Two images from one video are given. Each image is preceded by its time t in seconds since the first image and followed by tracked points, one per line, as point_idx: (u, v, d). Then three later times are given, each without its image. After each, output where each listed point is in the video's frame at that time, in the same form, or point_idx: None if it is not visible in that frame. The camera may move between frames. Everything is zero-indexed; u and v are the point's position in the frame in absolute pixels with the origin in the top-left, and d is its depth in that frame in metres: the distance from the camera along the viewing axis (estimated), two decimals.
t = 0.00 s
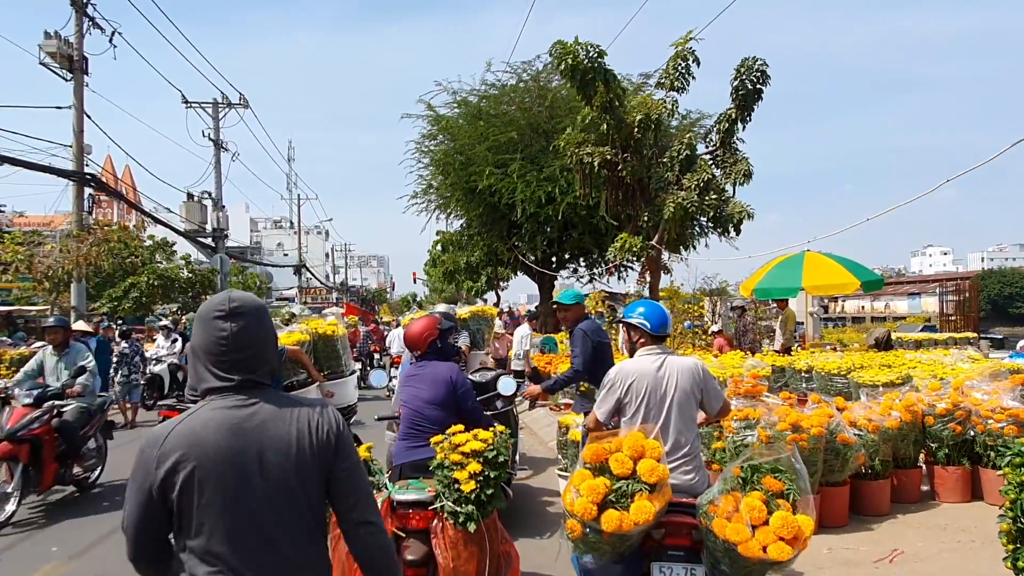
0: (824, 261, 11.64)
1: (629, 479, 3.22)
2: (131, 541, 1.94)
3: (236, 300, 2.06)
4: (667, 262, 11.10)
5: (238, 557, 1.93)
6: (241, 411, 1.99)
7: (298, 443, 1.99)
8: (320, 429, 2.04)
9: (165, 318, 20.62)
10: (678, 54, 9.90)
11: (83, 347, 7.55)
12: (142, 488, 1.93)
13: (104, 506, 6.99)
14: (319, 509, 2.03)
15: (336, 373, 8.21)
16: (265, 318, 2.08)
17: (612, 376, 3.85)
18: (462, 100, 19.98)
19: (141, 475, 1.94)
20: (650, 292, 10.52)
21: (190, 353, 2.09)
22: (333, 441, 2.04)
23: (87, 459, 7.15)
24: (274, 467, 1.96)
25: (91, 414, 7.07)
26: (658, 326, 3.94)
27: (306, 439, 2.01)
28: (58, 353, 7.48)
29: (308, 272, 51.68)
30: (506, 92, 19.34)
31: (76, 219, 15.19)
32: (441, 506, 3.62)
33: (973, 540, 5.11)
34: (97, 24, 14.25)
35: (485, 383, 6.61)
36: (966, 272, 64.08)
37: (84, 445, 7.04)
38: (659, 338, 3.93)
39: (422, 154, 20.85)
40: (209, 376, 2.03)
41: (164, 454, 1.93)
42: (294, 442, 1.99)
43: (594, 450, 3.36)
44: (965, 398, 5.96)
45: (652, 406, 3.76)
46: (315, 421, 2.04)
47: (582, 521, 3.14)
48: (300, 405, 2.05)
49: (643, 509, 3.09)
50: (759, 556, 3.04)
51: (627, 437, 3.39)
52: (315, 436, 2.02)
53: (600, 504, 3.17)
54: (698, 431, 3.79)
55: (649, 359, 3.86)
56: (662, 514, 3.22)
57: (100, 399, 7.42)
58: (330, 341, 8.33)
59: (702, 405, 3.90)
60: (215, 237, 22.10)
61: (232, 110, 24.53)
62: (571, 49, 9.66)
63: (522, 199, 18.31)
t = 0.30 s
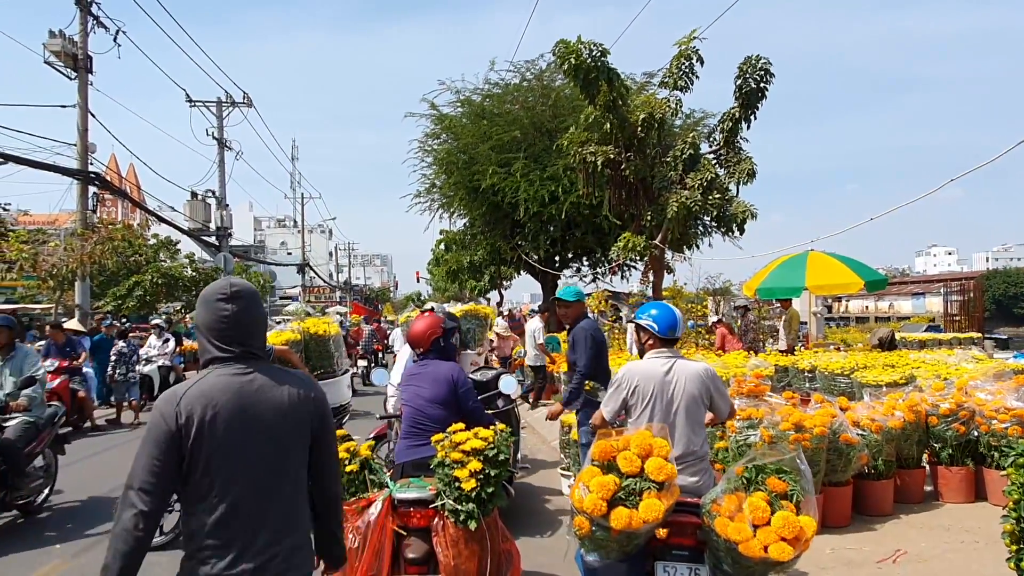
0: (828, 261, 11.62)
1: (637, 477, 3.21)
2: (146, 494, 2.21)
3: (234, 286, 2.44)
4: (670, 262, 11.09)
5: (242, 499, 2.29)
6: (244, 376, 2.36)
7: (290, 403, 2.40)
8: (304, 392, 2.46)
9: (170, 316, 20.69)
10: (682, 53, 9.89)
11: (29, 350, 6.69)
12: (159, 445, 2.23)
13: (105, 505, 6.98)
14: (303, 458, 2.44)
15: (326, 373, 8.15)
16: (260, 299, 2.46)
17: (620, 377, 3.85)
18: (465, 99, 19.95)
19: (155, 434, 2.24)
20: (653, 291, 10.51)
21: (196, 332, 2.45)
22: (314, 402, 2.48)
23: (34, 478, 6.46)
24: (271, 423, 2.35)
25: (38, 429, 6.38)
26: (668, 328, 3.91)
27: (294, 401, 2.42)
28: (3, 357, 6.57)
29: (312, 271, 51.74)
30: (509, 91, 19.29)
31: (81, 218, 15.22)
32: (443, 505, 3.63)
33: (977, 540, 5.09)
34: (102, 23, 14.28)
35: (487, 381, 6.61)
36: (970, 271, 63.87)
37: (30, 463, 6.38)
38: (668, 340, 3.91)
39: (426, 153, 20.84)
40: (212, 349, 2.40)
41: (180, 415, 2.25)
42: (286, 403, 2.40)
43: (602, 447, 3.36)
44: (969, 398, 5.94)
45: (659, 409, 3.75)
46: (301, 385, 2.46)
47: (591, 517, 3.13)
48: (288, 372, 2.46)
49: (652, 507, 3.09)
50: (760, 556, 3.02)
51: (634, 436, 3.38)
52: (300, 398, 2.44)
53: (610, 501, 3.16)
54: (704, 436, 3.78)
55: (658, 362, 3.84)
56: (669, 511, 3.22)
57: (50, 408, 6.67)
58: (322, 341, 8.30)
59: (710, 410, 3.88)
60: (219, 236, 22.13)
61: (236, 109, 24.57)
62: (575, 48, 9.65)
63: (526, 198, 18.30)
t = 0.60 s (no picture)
0: (830, 261, 11.61)
1: (642, 476, 3.21)
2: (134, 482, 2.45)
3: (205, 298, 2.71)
4: (672, 262, 11.08)
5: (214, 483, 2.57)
6: (215, 375, 2.65)
7: (254, 398, 2.70)
8: (265, 388, 2.76)
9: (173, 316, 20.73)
10: (684, 53, 9.88)
11: None
12: (144, 438, 2.47)
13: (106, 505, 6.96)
14: (265, 447, 2.74)
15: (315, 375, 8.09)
16: (229, 310, 2.75)
17: (626, 375, 3.86)
18: (467, 99, 19.94)
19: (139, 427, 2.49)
20: (655, 291, 10.50)
21: (171, 340, 2.72)
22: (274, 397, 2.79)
23: None
24: (240, 414, 2.64)
25: None
26: (674, 328, 3.90)
27: (258, 397, 2.71)
28: None
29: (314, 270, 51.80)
30: (511, 91, 19.27)
31: (84, 217, 15.23)
32: (443, 504, 3.63)
33: (979, 541, 5.09)
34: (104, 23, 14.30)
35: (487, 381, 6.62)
36: (973, 271, 63.81)
37: None
38: (675, 340, 3.89)
39: (428, 153, 20.85)
40: (185, 355, 2.66)
41: (160, 411, 2.50)
42: (251, 397, 2.70)
43: (607, 446, 3.35)
44: (972, 399, 5.94)
45: (664, 409, 3.75)
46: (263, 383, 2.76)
47: (595, 516, 3.13)
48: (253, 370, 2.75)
49: (656, 507, 3.09)
50: (773, 558, 3.03)
51: (639, 435, 3.37)
52: (264, 396, 2.74)
53: (614, 500, 3.15)
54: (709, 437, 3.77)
55: (665, 362, 3.83)
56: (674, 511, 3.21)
57: None
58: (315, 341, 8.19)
59: (716, 411, 3.87)
60: (221, 235, 22.15)
61: (238, 109, 24.59)
62: (576, 48, 9.65)
63: (528, 198, 18.31)
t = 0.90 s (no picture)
0: (832, 261, 11.60)
1: (646, 476, 3.21)
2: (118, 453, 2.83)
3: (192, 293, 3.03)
4: (675, 261, 11.07)
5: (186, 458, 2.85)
6: (191, 363, 2.91)
7: (227, 383, 2.91)
8: (243, 374, 2.95)
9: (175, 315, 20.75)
10: (687, 52, 9.87)
11: None
12: (124, 416, 2.82)
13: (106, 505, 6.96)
14: (244, 428, 2.95)
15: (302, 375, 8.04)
16: (212, 302, 3.02)
17: (629, 373, 3.86)
18: (470, 98, 19.93)
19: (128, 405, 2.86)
20: (657, 291, 10.50)
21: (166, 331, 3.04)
22: (251, 383, 2.97)
23: None
24: (212, 399, 2.88)
25: None
26: (677, 326, 3.90)
27: (235, 383, 2.93)
28: None
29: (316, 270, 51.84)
30: (514, 90, 19.24)
31: (86, 216, 15.23)
32: (445, 504, 3.64)
33: (981, 541, 5.08)
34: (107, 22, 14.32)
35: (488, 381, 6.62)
36: (977, 272, 63.69)
37: None
38: (678, 339, 3.89)
39: (431, 153, 20.85)
40: (174, 342, 2.97)
41: (140, 393, 2.84)
42: (224, 383, 2.91)
43: (611, 446, 3.35)
44: (975, 399, 5.93)
45: (666, 407, 3.75)
46: (241, 369, 2.96)
47: (600, 517, 3.13)
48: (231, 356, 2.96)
49: (661, 507, 3.10)
50: (774, 558, 3.04)
51: (644, 435, 3.37)
52: (242, 379, 2.95)
53: (618, 501, 3.15)
54: (711, 436, 3.77)
55: (667, 360, 3.84)
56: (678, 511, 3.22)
57: None
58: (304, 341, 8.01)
59: (720, 410, 3.87)
60: (224, 235, 22.19)
61: (241, 108, 24.62)
62: (578, 47, 9.64)
63: (530, 197, 18.32)
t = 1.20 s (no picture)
0: (837, 261, 11.59)
1: (647, 476, 3.21)
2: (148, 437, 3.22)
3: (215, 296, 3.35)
4: (678, 261, 11.07)
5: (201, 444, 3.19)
6: (210, 359, 3.24)
7: (238, 378, 3.21)
8: (253, 370, 3.24)
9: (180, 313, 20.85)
10: (691, 52, 9.86)
11: None
12: (151, 404, 3.20)
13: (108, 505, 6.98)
14: (254, 419, 3.23)
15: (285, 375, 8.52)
16: (233, 304, 3.33)
17: (631, 374, 3.86)
18: (474, 98, 19.93)
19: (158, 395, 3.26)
20: (661, 290, 10.50)
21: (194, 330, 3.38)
22: (261, 379, 3.24)
23: None
24: (225, 392, 3.19)
25: None
26: (680, 326, 3.90)
27: (247, 378, 3.22)
28: None
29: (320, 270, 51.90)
30: (518, 90, 19.20)
31: (91, 216, 15.27)
32: (449, 503, 3.65)
33: (985, 542, 5.07)
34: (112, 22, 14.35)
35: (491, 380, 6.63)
36: (982, 271, 63.48)
37: None
38: (679, 338, 3.89)
39: (435, 152, 20.86)
40: (198, 341, 3.30)
41: (165, 385, 3.20)
42: (236, 378, 3.22)
43: (612, 446, 3.35)
44: (979, 400, 5.92)
45: (670, 408, 3.75)
46: (252, 366, 3.25)
47: (601, 517, 3.13)
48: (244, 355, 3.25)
49: (662, 507, 3.10)
50: (779, 558, 3.04)
51: (645, 435, 3.37)
52: (253, 376, 3.24)
53: (619, 500, 3.15)
54: (715, 436, 3.77)
55: (669, 361, 3.84)
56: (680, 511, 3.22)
57: None
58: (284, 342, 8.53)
59: (723, 410, 3.87)
60: (228, 234, 22.23)
61: (244, 108, 24.66)
62: (581, 47, 9.64)
63: (534, 197, 18.32)
